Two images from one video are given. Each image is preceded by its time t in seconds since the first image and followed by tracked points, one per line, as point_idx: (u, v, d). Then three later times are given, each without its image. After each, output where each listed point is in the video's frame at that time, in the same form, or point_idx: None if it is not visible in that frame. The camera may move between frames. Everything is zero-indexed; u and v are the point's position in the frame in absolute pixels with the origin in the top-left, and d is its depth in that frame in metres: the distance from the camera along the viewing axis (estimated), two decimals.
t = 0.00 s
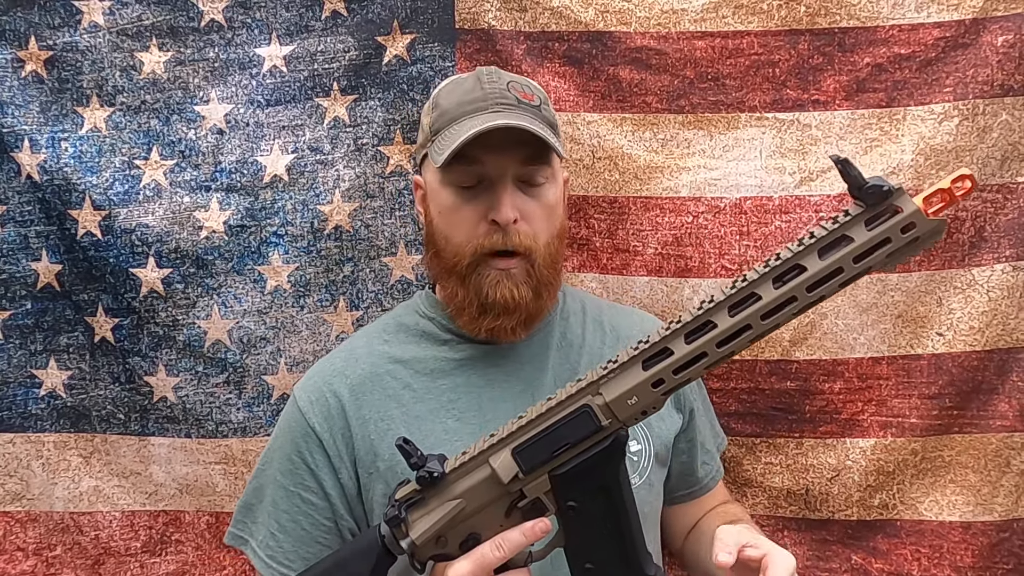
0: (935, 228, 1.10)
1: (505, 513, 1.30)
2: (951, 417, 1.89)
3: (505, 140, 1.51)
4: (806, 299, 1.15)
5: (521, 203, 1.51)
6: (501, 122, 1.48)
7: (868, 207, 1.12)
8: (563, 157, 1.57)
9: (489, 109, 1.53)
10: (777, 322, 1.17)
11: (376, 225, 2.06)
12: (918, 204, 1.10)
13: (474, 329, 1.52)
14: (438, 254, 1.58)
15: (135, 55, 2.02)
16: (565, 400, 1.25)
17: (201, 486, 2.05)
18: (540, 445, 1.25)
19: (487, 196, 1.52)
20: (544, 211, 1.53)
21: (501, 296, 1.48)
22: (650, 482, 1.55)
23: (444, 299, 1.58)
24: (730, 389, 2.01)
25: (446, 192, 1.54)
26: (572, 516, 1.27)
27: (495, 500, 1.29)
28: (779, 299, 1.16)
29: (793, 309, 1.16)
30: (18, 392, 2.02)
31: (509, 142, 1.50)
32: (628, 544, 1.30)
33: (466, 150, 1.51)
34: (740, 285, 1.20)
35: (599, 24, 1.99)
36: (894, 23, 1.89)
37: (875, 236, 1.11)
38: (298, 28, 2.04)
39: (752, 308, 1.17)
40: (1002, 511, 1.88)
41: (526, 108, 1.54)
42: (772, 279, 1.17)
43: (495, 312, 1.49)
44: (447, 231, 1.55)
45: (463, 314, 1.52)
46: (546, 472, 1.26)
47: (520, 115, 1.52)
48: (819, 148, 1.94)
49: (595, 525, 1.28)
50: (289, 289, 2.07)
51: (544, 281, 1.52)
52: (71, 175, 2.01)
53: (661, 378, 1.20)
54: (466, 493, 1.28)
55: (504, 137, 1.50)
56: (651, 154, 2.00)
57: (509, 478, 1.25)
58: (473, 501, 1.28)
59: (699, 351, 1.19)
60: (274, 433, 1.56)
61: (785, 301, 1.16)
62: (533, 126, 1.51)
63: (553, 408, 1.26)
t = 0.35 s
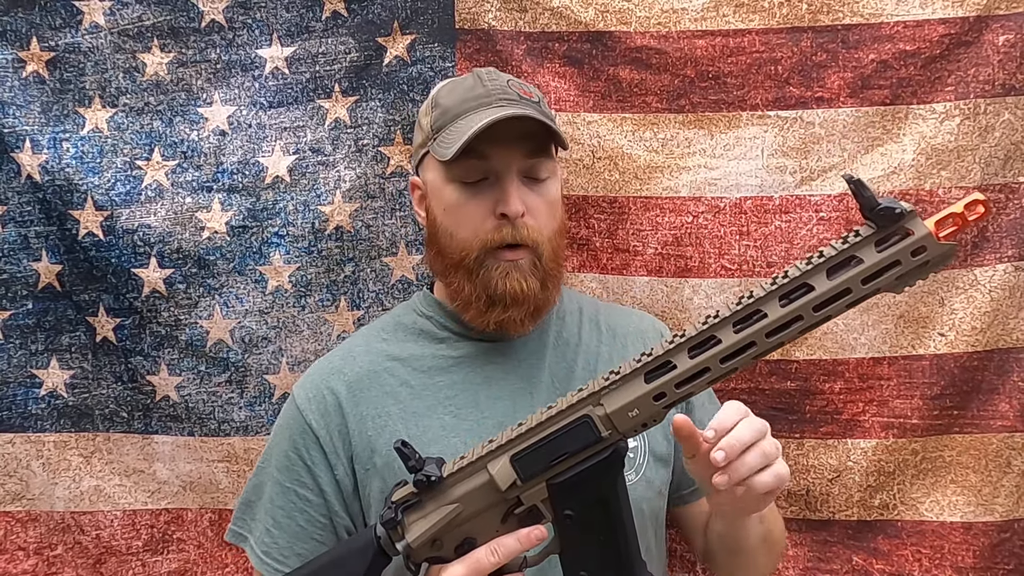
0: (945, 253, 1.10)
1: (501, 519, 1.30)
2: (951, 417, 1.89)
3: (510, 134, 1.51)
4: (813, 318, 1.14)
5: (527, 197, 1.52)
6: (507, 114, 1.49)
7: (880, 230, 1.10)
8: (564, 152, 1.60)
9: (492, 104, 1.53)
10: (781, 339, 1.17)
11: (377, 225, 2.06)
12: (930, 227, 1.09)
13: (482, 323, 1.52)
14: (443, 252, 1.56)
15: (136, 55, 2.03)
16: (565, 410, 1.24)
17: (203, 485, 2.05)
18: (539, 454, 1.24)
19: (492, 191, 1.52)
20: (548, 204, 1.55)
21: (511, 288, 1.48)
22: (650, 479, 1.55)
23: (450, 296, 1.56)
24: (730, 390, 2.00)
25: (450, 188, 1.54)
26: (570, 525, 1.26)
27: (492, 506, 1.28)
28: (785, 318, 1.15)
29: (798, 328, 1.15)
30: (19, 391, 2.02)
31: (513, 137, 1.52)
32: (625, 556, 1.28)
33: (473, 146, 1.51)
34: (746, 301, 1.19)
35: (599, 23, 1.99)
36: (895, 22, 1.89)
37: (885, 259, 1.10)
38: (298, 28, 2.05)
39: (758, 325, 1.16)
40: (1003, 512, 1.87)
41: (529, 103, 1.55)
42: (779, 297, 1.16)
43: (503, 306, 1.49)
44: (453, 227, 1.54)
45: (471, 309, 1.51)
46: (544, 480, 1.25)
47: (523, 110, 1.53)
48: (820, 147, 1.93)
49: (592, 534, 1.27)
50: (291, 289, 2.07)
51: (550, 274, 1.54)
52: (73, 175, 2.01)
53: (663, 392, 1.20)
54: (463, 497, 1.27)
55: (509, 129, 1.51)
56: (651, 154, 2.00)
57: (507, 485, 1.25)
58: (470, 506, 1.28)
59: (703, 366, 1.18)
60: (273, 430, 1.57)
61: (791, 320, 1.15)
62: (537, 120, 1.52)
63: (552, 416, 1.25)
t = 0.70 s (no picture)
0: (921, 236, 1.11)
1: (493, 507, 1.29)
2: (956, 419, 1.87)
3: (509, 119, 1.56)
4: (795, 302, 1.14)
5: (521, 180, 1.54)
6: (502, 99, 1.54)
7: (860, 213, 1.11)
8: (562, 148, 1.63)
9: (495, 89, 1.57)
10: (765, 323, 1.16)
11: (378, 225, 2.06)
12: (907, 211, 1.10)
13: (467, 300, 1.52)
14: (436, 232, 1.57)
15: (137, 56, 2.03)
16: (555, 398, 1.24)
17: (204, 484, 2.05)
18: (530, 442, 1.23)
19: (488, 172, 1.54)
20: (542, 192, 1.57)
21: (497, 265, 1.48)
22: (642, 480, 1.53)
23: (439, 275, 1.56)
24: (732, 391, 1.99)
25: (447, 169, 1.56)
26: (562, 510, 1.26)
27: (484, 495, 1.28)
28: (769, 302, 1.14)
29: (781, 311, 1.15)
30: (19, 391, 2.02)
31: (513, 123, 1.56)
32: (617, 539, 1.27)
33: (473, 129, 1.55)
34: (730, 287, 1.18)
35: (599, 23, 1.98)
36: (896, 20, 1.88)
37: (864, 242, 1.11)
38: (298, 28, 2.05)
39: (742, 310, 1.15)
40: (1008, 514, 1.86)
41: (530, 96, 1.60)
42: (762, 282, 1.15)
43: (489, 283, 1.49)
44: (447, 206, 1.55)
45: (459, 284, 1.52)
46: (536, 468, 1.25)
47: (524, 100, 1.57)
48: (821, 146, 1.93)
49: (585, 519, 1.26)
50: (293, 289, 2.07)
51: (539, 259, 1.54)
52: (76, 176, 2.02)
53: (651, 377, 1.19)
54: (455, 488, 1.27)
55: (505, 117, 1.55)
56: (651, 153, 1.99)
57: (499, 475, 1.24)
58: (462, 496, 1.27)
59: (689, 352, 1.17)
60: (267, 424, 1.57)
61: (775, 304, 1.14)
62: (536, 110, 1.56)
63: (542, 405, 1.24)
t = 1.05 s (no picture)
0: (896, 229, 1.09)
1: (481, 508, 1.29)
2: (960, 420, 1.86)
3: (517, 116, 1.61)
4: (776, 296, 1.13)
5: (524, 175, 1.57)
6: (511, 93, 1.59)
7: (836, 208, 1.09)
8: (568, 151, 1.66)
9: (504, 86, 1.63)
10: (746, 319, 1.15)
11: (379, 225, 2.06)
12: (881, 205, 1.09)
13: (462, 289, 1.51)
14: (437, 224, 1.59)
15: (138, 56, 2.04)
16: (541, 397, 1.23)
17: (205, 484, 2.04)
18: (516, 442, 1.23)
19: (492, 166, 1.57)
20: (546, 189, 1.59)
21: (493, 253, 1.48)
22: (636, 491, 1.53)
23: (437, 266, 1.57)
24: (734, 392, 1.98)
25: (454, 162, 1.60)
26: (550, 509, 1.25)
27: (471, 495, 1.27)
28: (750, 297, 1.14)
29: (763, 306, 1.14)
30: (19, 391, 2.02)
31: (520, 122, 1.61)
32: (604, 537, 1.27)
33: (481, 123, 1.60)
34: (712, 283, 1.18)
35: (599, 23, 1.98)
36: (897, 20, 1.88)
37: (841, 237, 1.09)
38: (299, 29, 2.05)
39: (723, 305, 1.15)
40: (1011, 514, 1.85)
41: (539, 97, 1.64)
42: (743, 278, 1.15)
43: (485, 272, 1.49)
44: (449, 197, 1.57)
45: (455, 273, 1.52)
46: (522, 467, 1.25)
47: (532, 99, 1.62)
48: (822, 146, 1.92)
49: (573, 517, 1.26)
50: (296, 289, 2.07)
51: (538, 254, 1.53)
52: (78, 177, 2.02)
53: (635, 374, 1.18)
54: (443, 489, 1.27)
55: (516, 115, 1.61)
56: (652, 152, 1.99)
57: (485, 475, 1.24)
58: (450, 497, 1.27)
59: (673, 348, 1.17)
60: (263, 425, 1.57)
61: (755, 299, 1.14)
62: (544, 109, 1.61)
63: (527, 405, 1.24)
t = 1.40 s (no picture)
0: (901, 232, 1.07)
1: (480, 510, 1.29)
2: (968, 421, 1.86)
3: (509, 121, 1.58)
4: (775, 301, 1.12)
5: (518, 183, 1.55)
6: (503, 98, 1.56)
7: (836, 211, 1.08)
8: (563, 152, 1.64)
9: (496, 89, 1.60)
10: (745, 323, 1.14)
11: (380, 225, 2.06)
12: (886, 206, 1.07)
13: (460, 300, 1.52)
14: (432, 232, 1.59)
15: (138, 56, 2.04)
16: (539, 401, 1.23)
17: (205, 484, 2.04)
18: (514, 445, 1.23)
19: (484, 174, 1.56)
20: (540, 195, 1.57)
21: (488, 265, 1.48)
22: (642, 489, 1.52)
23: (434, 276, 1.58)
24: (735, 392, 1.97)
25: (446, 169, 1.58)
26: (548, 513, 1.25)
27: (470, 498, 1.27)
28: (749, 302, 1.13)
29: (762, 311, 1.13)
30: (20, 391, 2.02)
31: (513, 126, 1.58)
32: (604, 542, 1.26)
33: (473, 130, 1.58)
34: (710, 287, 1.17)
35: (599, 23, 1.98)
36: (898, 19, 1.87)
37: (843, 240, 1.08)
38: (299, 29, 2.05)
39: (722, 310, 1.14)
40: (1013, 515, 1.84)
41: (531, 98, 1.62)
42: (742, 282, 1.13)
43: (481, 284, 1.49)
44: (442, 206, 1.56)
45: (452, 286, 1.52)
46: (521, 470, 1.24)
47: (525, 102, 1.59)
48: (823, 145, 1.92)
49: (572, 521, 1.25)
50: (297, 289, 2.07)
51: (533, 262, 1.53)
52: (79, 177, 2.02)
53: (633, 379, 1.18)
54: (442, 491, 1.27)
55: (505, 118, 1.58)
56: (652, 151, 1.98)
57: (483, 477, 1.24)
58: (448, 500, 1.27)
59: (672, 352, 1.16)
60: (264, 430, 1.57)
61: (755, 304, 1.13)
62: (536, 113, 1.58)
63: (525, 408, 1.24)
